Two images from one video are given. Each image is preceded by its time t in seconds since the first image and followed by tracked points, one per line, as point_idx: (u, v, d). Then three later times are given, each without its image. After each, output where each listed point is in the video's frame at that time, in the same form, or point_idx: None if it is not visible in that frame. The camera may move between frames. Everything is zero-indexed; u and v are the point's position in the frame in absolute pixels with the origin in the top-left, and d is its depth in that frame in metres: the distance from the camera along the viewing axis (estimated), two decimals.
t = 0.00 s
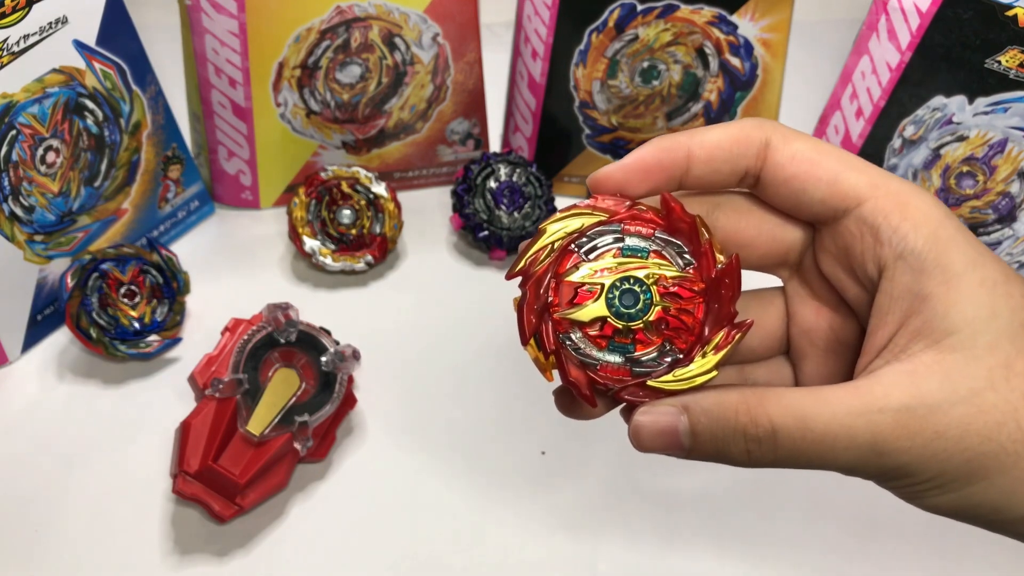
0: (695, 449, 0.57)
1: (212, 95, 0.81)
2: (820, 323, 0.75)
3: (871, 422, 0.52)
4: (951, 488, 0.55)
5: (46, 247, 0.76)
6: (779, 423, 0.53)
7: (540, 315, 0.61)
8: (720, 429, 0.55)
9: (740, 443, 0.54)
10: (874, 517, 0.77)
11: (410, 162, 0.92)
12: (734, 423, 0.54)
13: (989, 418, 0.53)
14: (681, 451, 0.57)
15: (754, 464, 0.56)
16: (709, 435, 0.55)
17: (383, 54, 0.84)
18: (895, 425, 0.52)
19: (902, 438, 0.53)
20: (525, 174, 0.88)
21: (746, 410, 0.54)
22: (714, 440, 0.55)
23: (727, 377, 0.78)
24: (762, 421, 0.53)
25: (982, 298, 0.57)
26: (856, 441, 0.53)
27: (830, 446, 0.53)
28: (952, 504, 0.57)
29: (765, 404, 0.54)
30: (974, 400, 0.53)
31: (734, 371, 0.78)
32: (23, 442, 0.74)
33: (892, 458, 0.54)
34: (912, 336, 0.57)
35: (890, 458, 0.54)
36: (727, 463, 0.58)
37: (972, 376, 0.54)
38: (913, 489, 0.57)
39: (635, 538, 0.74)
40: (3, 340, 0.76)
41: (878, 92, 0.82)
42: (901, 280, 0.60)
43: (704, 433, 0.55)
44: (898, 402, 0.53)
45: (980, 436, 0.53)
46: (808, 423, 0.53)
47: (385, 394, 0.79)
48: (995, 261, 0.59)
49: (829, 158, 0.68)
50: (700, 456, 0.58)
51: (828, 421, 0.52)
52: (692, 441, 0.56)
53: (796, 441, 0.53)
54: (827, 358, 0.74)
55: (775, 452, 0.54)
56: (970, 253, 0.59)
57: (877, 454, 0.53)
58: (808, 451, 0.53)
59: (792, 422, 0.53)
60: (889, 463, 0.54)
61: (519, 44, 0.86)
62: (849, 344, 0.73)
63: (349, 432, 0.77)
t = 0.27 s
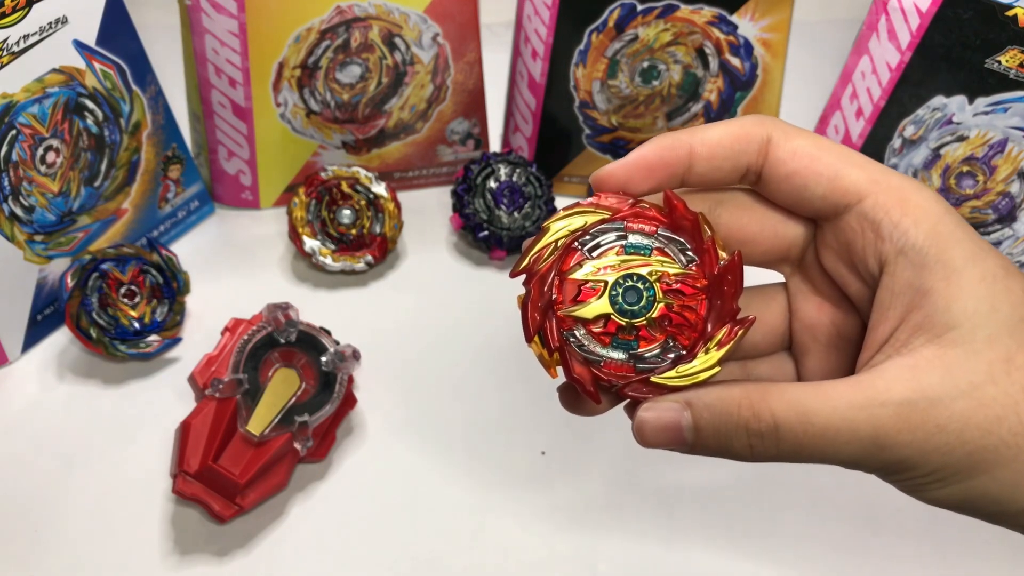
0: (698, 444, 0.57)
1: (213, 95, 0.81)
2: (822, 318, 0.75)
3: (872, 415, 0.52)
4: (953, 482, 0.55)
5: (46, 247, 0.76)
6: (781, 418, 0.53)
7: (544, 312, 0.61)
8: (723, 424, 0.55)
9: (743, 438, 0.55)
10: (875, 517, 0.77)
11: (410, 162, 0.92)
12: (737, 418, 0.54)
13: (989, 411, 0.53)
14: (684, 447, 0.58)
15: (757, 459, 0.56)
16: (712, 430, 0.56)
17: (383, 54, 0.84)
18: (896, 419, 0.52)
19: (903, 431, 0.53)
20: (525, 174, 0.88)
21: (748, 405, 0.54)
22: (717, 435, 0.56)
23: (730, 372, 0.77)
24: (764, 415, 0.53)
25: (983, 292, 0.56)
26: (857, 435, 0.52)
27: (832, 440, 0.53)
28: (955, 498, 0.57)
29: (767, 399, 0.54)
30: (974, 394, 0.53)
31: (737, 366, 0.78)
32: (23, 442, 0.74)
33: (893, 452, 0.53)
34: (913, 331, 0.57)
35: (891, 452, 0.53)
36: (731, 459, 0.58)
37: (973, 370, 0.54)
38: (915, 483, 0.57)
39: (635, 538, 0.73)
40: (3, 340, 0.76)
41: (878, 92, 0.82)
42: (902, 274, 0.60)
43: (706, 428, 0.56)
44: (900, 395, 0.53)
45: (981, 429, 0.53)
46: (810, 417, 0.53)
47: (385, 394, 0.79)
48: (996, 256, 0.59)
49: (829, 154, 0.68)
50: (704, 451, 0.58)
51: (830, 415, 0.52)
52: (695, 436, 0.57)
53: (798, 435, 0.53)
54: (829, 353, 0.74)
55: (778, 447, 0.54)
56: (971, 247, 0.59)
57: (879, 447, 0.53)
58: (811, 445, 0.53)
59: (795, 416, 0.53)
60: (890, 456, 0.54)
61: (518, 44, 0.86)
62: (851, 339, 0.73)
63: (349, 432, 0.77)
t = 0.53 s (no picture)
0: (701, 456, 0.57)
1: (212, 95, 0.81)
2: (823, 329, 0.75)
3: (874, 427, 0.52)
4: (956, 492, 0.55)
5: (46, 247, 0.76)
6: (784, 430, 0.53)
7: (547, 325, 0.62)
8: (726, 436, 0.55)
9: (746, 450, 0.55)
10: (874, 518, 0.77)
11: (410, 162, 0.92)
12: (740, 429, 0.54)
13: (991, 422, 0.53)
14: (687, 459, 0.57)
15: (760, 471, 0.56)
16: (715, 442, 0.55)
17: (383, 54, 0.84)
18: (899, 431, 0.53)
19: (906, 443, 0.53)
20: (525, 174, 0.88)
21: (751, 417, 0.54)
22: (720, 447, 0.56)
23: (732, 385, 0.78)
24: (766, 427, 0.54)
25: (985, 303, 0.57)
26: (860, 447, 0.53)
27: (835, 452, 0.53)
28: (958, 508, 0.57)
29: (769, 411, 0.54)
30: (976, 405, 0.53)
31: (739, 378, 0.78)
32: (23, 442, 0.74)
33: (896, 463, 0.54)
34: (914, 342, 0.57)
35: (893, 464, 0.54)
36: (733, 471, 0.58)
37: (975, 381, 0.54)
38: (917, 494, 0.57)
39: (635, 538, 0.74)
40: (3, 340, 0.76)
41: (878, 92, 0.82)
42: (904, 286, 0.60)
43: (710, 440, 0.56)
44: (901, 408, 0.53)
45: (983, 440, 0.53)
46: (813, 429, 0.53)
47: (384, 394, 0.79)
48: (996, 266, 0.60)
49: (831, 167, 0.68)
50: (707, 464, 0.58)
51: (833, 428, 0.52)
52: (698, 449, 0.56)
53: (801, 448, 0.53)
54: (831, 365, 0.74)
55: (781, 459, 0.54)
56: (972, 258, 0.59)
57: (881, 459, 0.53)
58: (813, 457, 0.53)
59: (798, 428, 0.53)
60: (893, 468, 0.54)
61: (518, 44, 0.86)
62: (853, 350, 0.73)
63: (349, 432, 0.77)
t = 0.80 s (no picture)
0: (699, 471, 0.57)
1: (212, 95, 0.81)
2: (821, 339, 0.75)
3: (874, 441, 0.52)
4: (957, 506, 0.55)
5: (46, 247, 0.76)
6: (782, 444, 0.53)
7: (541, 339, 0.61)
8: (724, 451, 0.55)
9: (744, 465, 0.55)
10: (873, 518, 0.77)
11: (410, 162, 0.92)
12: (737, 444, 0.54)
13: (991, 435, 0.53)
14: (686, 474, 0.58)
15: (758, 485, 0.56)
16: (713, 457, 0.56)
17: (383, 54, 0.84)
18: (898, 445, 0.52)
19: (905, 457, 0.53)
20: (525, 174, 0.88)
21: (749, 431, 0.54)
22: (718, 462, 0.56)
23: (730, 397, 0.77)
24: (764, 441, 0.53)
25: (985, 315, 0.56)
26: (860, 461, 0.52)
27: (834, 466, 0.53)
28: (959, 521, 0.57)
29: (767, 425, 0.54)
30: (976, 417, 0.53)
31: (737, 391, 0.78)
32: (23, 441, 0.74)
33: (897, 477, 0.54)
34: (913, 355, 0.57)
35: (894, 478, 0.54)
36: (732, 485, 0.58)
37: (976, 394, 0.54)
38: (918, 507, 0.57)
39: (634, 539, 0.74)
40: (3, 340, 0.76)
41: (878, 92, 0.82)
42: (903, 298, 0.60)
43: (707, 455, 0.56)
44: (901, 419, 0.53)
45: (984, 453, 0.53)
46: (811, 443, 0.53)
47: (385, 394, 0.79)
48: (996, 277, 0.60)
49: (829, 177, 0.68)
50: (705, 478, 0.58)
51: (832, 442, 0.52)
52: (696, 463, 0.57)
53: (800, 462, 0.53)
54: (829, 377, 0.74)
55: (779, 473, 0.54)
56: (971, 269, 0.59)
57: (881, 473, 0.53)
58: (812, 472, 0.53)
59: (797, 442, 0.53)
60: (893, 482, 0.54)
61: (518, 44, 0.86)
62: (851, 361, 0.73)
63: (349, 432, 0.77)
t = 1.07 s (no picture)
0: (694, 456, 0.57)
1: (212, 95, 0.81)
2: (818, 329, 0.75)
3: (870, 429, 0.52)
4: (953, 495, 0.55)
5: (46, 247, 0.76)
6: (778, 431, 0.53)
7: (538, 322, 0.62)
8: (719, 437, 0.55)
9: (740, 451, 0.55)
10: (873, 518, 0.77)
11: (410, 162, 0.92)
12: (733, 430, 0.54)
13: (989, 424, 0.53)
14: (681, 459, 0.58)
15: (753, 472, 0.56)
16: (708, 443, 0.56)
17: (383, 54, 0.84)
18: (895, 433, 0.52)
19: (902, 444, 0.53)
20: (525, 174, 0.88)
21: (745, 417, 0.54)
22: (713, 448, 0.56)
23: (726, 385, 0.77)
24: (760, 428, 0.53)
25: (982, 304, 0.56)
26: (857, 448, 0.52)
27: (830, 453, 0.53)
28: (955, 511, 0.57)
29: (763, 411, 0.54)
30: (974, 406, 0.53)
31: (733, 379, 0.77)
32: (23, 442, 0.74)
33: (893, 465, 0.53)
34: (911, 342, 0.57)
35: (890, 466, 0.53)
36: (728, 471, 0.58)
37: (974, 382, 0.54)
38: (915, 496, 0.57)
39: (634, 539, 0.74)
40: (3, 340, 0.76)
41: (878, 92, 0.82)
42: (900, 285, 0.60)
43: (702, 440, 0.56)
44: (900, 407, 0.53)
45: (981, 442, 0.53)
46: (808, 430, 0.52)
47: (385, 394, 0.79)
48: (995, 267, 0.60)
49: (828, 165, 0.68)
50: (700, 464, 0.58)
51: (828, 429, 0.52)
52: (691, 449, 0.57)
53: (796, 448, 0.53)
54: (825, 367, 0.73)
55: (774, 460, 0.54)
56: (969, 258, 0.59)
57: (878, 460, 0.53)
58: (808, 459, 0.53)
59: (793, 429, 0.53)
60: (890, 470, 0.54)
61: (519, 44, 0.86)
62: (848, 352, 0.73)
63: (350, 432, 0.77)
